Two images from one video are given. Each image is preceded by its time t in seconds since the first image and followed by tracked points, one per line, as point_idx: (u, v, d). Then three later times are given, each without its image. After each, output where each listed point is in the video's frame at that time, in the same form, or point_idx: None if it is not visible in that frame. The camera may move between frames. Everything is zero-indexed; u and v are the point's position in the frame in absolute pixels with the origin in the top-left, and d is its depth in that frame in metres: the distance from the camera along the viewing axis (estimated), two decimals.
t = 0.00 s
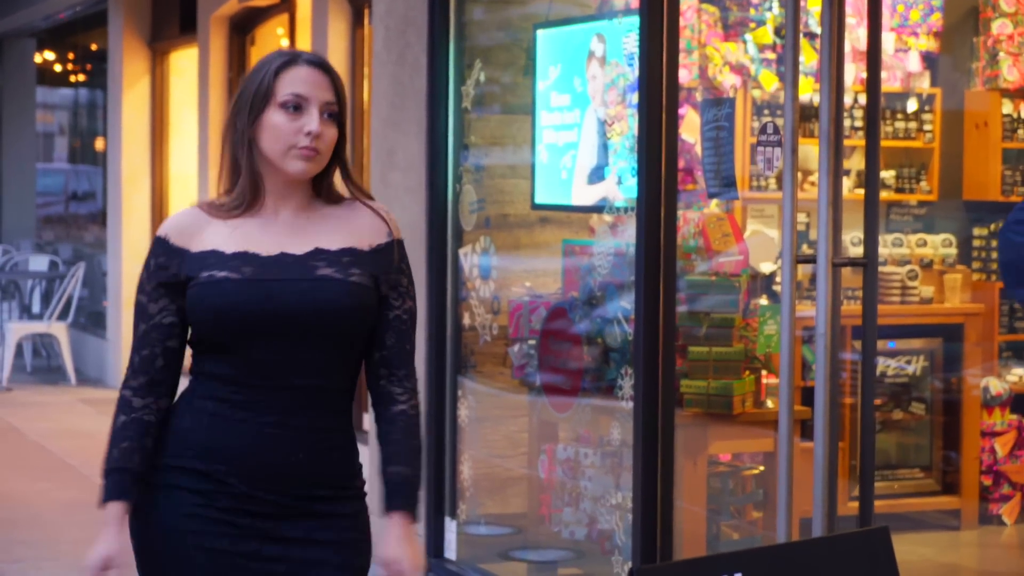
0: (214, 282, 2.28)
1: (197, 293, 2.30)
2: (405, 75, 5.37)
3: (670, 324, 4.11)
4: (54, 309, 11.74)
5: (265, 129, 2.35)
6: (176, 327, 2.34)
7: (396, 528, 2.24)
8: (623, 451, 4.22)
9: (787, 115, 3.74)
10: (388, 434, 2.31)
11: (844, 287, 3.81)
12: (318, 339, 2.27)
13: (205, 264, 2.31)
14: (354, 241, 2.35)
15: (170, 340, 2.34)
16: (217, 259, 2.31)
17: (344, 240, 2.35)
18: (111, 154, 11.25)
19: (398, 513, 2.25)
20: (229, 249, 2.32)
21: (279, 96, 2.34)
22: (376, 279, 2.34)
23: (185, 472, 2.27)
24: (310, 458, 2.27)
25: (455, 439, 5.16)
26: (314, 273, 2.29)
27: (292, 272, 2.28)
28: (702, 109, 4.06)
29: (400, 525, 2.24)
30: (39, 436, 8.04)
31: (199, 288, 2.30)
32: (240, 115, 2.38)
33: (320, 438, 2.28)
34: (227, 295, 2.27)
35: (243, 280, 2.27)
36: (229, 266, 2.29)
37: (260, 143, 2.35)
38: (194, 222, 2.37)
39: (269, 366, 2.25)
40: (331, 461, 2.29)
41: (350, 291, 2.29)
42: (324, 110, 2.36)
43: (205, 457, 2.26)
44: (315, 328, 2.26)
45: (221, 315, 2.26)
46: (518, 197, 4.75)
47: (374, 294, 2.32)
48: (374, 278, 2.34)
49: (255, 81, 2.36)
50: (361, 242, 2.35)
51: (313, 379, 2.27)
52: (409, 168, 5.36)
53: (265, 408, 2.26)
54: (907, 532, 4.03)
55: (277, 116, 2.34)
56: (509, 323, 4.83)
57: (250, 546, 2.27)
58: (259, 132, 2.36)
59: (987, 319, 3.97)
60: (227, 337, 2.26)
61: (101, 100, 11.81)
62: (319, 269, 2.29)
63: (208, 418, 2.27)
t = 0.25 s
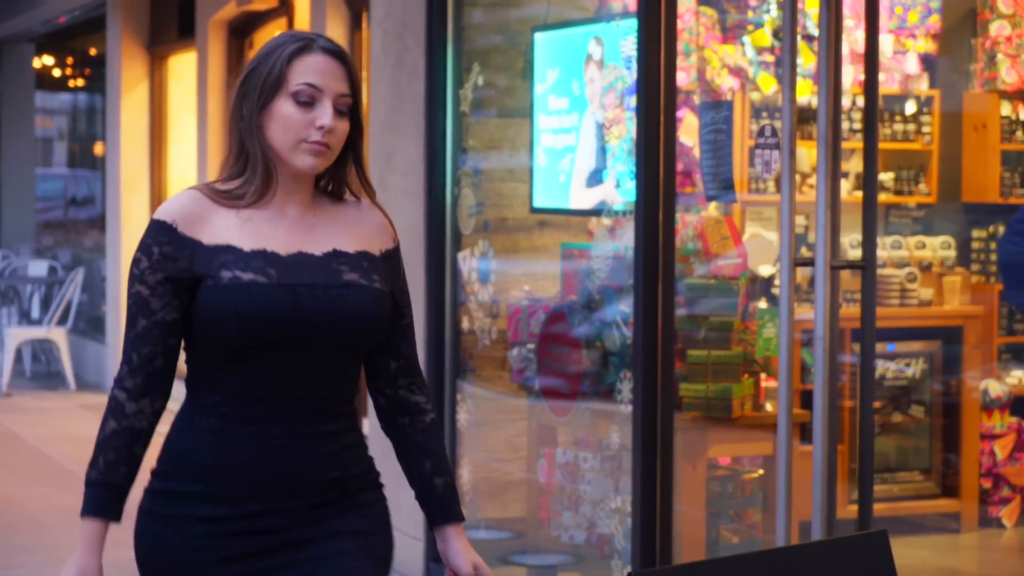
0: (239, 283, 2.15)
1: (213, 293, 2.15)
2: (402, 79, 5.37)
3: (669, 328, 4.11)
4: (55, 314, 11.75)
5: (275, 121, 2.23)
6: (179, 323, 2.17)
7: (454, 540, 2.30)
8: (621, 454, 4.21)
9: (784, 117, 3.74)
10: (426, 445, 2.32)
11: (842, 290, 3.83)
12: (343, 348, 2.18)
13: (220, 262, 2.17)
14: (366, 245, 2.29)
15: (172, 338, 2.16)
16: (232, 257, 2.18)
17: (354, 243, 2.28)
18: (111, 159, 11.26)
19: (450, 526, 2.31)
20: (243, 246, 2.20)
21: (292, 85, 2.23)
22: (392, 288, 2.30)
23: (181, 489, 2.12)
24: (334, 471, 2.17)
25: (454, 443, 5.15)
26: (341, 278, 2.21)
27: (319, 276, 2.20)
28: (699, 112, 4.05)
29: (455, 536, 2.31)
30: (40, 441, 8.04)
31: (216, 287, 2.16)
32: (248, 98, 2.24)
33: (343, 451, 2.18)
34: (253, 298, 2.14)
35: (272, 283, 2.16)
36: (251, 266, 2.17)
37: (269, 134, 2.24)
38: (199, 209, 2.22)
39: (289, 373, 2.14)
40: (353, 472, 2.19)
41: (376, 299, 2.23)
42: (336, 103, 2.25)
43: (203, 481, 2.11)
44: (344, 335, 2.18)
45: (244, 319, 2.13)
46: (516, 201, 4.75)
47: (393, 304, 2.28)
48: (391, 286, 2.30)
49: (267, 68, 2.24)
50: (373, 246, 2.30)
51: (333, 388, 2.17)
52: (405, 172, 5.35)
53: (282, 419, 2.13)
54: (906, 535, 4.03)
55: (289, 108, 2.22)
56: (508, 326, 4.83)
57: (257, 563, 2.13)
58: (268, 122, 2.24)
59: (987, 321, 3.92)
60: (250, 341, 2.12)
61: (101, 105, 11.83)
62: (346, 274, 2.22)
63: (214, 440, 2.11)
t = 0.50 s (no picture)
0: (242, 321, 1.95)
1: (215, 331, 1.96)
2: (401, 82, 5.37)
3: (669, 330, 4.11)
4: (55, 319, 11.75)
5: (294, 147, 2.03)
6: (184, 364, 1.97)
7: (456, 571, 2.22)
8: (622, 457, 4.21)
9: (784, 119, 3.74)
10: (437, 483, 2.18)
11: (842, 292, 3.84)
12: (358, 389, 1.99)
13: (224, 298, 1.97)
14: (384, 280, 2.10)
15: (179, 379, 1.97)
16: (237, 291, 1.98)
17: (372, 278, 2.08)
18: (110, 163, 11.27)
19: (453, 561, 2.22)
20: (250, 279, 2.00)
21: (315, 111, 2.03)
22: (411, 323, 2.11)
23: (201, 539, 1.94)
24: (349, 517, 1.98)
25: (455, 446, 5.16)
26: (356, 313, 2.02)
27: (332, 311, 2.00)
28: (699, 114, 4.04)
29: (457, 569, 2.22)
30: (40, 446, 8.03)
31: (218, 325, 1.96)
32: (267, 120, 2.05)
33: (365, 497, 1.99)
34: (257, 336, 1.94)
35: (278, 320, 1.96)
36: (256, 302, 1.97)
37: (287, 161, 2.04)
38: (204, 238, 2.02)
39: (299, 419, 1.94)
40: (376, 517, 2.00)
41: (395, 335, 2.04)
42: (362, 133, 2.05)
43: (217, 535, 1.93)
44: (360, 376, 1.98)
45: (248, 359, 1.93)
46: (515, 204, 4.75)
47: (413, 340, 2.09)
48: (410, 321, 2.11)
49: (290, 90, 2.04)
50: (394, 281, 2.12)
51: (347, 433, 1.98)
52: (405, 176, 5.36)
53: (291, 467, 1.94)
54: (906, 536, 4.03)
55: (310, 135, 2.02)
56: (508, 330, 4.83)
57: None
58: (286, 148, 2.04)
59: (986, 323, 3.94)
60: (255, 384, 1.93)
61: (100, 109, 11.84)
62: (360, 308, 2.02)
63: (224, 489, 1.92)
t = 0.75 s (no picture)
0: (248, 327, 1.86)
1: (223, 339, 1.87)
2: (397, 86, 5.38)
3: (666, 332, 4.10)
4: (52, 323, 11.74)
5: (323, 150, 1.95)
6: (195, 374, 1.90)
7: None
8: (619, 459, 4.22)
9: (781, 122, 3.73)
10: (475, 509, 2.06)
11: (838, 294, 3.83)
12: (376, 397, 1.89)
13: (234, 304, 1.89)
14: (410, 283, 2.01)
15: (190, 390, 1.90)
16: (248, 296, 1.90)
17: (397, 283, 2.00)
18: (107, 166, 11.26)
19: None
20: (264, 284, 1.92)
21: (347, 113, 1.94)
22: (438, 326, 2.01)
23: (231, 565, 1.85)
24: (383, 534, 1.90)
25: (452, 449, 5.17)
26: (372, 318, 1.93)
27: (346, 316, 1.91)
28: (696, 117, 4.05)
29: None
30: (38, 450, 8.02)
31: (226, 332, 1.87)
32: (296, 118, 1.97)
33: (394, 509, 1.90)
34: (266, 342, 1.85)
35: (287, 325, 1.87)
36: (268, 308, 1.88)
37: (315, 163, 1.96)
38: (222, 242, 1.96)
39: (316, 429, 1.86)
40: (411, 527, 1.92)
41: (414, 341, 1.94)
42: (395, 138, 1.97)
43: (248, 557, 1.83)
44: (379, 383, 1.89)
45: (256, 367, 1.84)
46: (513, 207, 4.76)
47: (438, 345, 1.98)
48: (437, 325, 2.01)
49: (320, 88, 1.95)
50: (421, 283, 2.03)
51: (366, 443, 1.89)
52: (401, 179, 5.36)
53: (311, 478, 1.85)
54: (904, 538, 4.03)
55: (340, 139, 1.94)
56: (505, 332, 4.81)
57: None
58: (313, 149, 1.96)
59: (984, 324, 3.95)
60: (264, 392, 1.84)
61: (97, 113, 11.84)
62: (377, 313, 1.94)
63: (251, 507, 1.84)
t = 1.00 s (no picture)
0: (249, 314, 1.65)
1: (230, 328, 1.67)
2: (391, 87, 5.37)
3: (662, 332, 4.12)
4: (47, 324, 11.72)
5: (342, 133, 1.68)
6: (208, 364, 1.73)
7: None
8: (614, 460, 4.23)
9: (776, 123, 3.75)
10: (531, 484, 1.67)
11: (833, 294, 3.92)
12: (394, 387, 1.63)
13: (238, 291, 1.69)
14: (437, 258, 1.71)
15: (202, 381, 1.73)
16: (254, 280, 1.69)
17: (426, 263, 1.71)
18: (102, 169, 11.25)
19: None
20: (273, 267, 1.70)
21: (367, 97, 1.66)
22: (463, 299, 1.69)
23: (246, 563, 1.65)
24: (424, 531, 1.65)
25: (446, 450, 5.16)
26: (378, 301, 1.66)
27: (351, 299, 1.65)
28: (691, 118, 4.05)
29: None
30: (33, 452, 7.99)
31: (230, 322, 1.67)
32: (314, 96, 1.70)
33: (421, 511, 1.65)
34: (268, 330, 1.64)
35: (285, 312, 1.64)
36: (271, 293, 1.66)
37: (335, 146, 1.69)
38: (234, 226, 1.74)
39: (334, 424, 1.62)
40: (448, 531, 1.66)
41: (429, 323, 1.65)
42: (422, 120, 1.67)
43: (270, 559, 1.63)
44: (391, 368, 1.62)
45: (261, 357, 1.64)
46: (507, 208, 4.73)
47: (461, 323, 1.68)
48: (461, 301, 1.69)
49: (340, 62, 1.68)
50: (444, 257, 1.72)
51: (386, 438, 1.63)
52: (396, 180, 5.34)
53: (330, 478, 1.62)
54: (898, 538, 4.03)
55: (361, 123, 1.66)
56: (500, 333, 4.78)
57: None
58: (333, 131, 1.69)
59: (979, 325, 3.90)
60: (269, 383, 1.63)
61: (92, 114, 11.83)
62: (385, 294, 1.66)
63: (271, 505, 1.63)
